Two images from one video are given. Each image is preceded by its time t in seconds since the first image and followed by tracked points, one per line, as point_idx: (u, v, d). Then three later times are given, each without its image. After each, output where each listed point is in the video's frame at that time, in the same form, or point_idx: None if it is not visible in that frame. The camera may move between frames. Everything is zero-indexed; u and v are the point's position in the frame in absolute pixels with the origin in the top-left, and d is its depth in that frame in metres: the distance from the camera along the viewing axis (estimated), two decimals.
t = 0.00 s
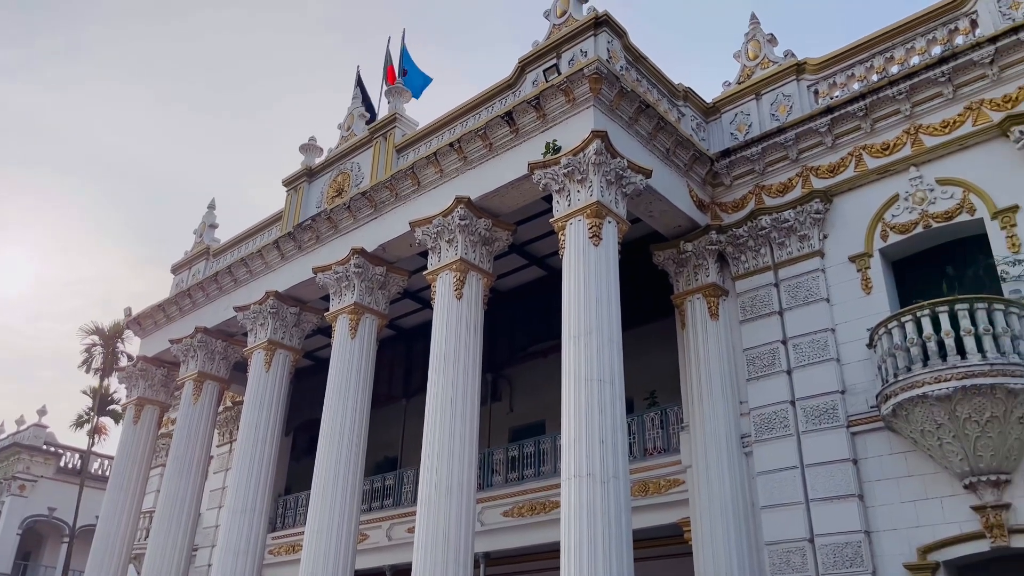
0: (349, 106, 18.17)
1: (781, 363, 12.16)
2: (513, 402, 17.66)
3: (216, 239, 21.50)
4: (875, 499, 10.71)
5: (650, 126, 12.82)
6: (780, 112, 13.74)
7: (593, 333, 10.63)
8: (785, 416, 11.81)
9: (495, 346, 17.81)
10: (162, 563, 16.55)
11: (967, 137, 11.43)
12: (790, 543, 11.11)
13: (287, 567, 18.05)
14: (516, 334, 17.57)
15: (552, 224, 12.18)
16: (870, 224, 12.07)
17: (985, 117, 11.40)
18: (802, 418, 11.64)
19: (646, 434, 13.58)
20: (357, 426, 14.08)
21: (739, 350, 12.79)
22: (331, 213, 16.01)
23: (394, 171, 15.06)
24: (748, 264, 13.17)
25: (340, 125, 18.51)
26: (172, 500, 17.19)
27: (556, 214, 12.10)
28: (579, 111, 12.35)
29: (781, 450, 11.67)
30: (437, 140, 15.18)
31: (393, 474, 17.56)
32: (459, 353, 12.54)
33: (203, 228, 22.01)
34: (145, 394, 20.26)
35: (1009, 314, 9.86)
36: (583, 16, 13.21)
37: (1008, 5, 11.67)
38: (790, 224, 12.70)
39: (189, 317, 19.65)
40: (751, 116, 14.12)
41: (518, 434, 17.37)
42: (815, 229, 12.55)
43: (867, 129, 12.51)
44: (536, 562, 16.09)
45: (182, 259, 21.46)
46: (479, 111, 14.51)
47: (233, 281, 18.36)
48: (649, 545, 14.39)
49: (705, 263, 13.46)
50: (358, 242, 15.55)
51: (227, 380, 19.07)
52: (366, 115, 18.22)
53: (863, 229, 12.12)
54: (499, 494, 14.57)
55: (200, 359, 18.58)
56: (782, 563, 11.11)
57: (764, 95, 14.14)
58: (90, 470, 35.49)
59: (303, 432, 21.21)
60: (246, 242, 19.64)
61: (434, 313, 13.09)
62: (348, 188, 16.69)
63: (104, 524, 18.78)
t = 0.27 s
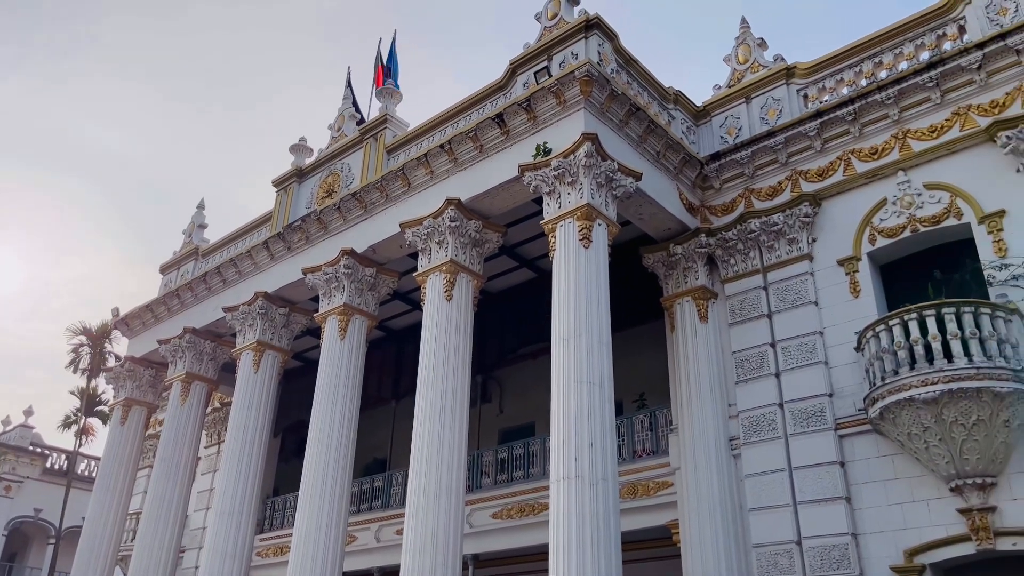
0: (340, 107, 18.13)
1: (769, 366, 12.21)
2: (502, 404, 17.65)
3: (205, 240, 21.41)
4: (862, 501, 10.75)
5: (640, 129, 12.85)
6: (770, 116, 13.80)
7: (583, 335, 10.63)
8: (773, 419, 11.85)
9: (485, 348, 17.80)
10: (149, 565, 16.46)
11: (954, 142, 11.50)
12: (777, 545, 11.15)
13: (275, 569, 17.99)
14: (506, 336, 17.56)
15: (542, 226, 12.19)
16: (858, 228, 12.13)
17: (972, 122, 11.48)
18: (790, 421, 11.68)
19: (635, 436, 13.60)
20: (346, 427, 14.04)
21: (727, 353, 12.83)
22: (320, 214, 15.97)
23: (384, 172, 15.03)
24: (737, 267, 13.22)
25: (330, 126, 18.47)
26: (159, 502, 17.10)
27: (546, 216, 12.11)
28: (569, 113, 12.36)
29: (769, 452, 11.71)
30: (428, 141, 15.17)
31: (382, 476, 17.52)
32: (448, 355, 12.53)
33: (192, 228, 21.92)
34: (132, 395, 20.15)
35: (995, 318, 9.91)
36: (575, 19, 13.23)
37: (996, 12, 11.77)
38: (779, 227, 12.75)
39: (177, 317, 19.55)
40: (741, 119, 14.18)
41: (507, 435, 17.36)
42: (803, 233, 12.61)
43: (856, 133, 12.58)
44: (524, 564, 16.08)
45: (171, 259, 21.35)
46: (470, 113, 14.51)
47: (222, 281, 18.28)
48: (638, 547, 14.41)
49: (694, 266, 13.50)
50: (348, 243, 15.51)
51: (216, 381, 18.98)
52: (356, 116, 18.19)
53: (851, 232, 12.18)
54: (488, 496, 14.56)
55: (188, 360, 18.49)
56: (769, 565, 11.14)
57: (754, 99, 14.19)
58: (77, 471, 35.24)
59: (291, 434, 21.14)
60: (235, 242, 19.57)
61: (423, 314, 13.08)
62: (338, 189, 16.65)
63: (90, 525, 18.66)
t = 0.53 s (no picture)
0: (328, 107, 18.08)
1: (755, 369, 12.25)
2: (490, 405, 17.64)
3: (191, 239, 21.29)
4: (847, 504, 10.80)
5: (629, 131, 12.87)
6: (757, 120, 13.86)
7: (571, 337, 10.64)
8: (760, 422, 11.89)
9: (472, 349, 17.78)
10: (132, 566, 16.35)
11: (940, 147, 11.59)
12: (763, 547, 11.18)
13: (260, 571, 17.90)
14: (494, 337, 17.55)
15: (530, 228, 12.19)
16: (845, 232, 12.20)
17: (958, 128, 11.57)
18: (776, 424, 11.73)
19: (622, 438, 13.61)
20: (332, 429, 13.98)
21: (715, 356, 12.87)
22: (308, 214, 15.91)
23: (373, 173, 14.99)
24: (724, 270, 13.26)
25: (319, 126, 18.41)
26: (143, 503, 16.98)
27: (535, 218, 12.11)
28: (558, 116, 12.37)
29: (755, 455, 11.75)
30: (416, 142, 15.15)
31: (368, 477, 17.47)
32: (436, 356, 12.50)
33: (179, 227, 21.79)
34: (117, 395, 20.00)
35: (979, 322, 9.99)
36: (564, 21, 13.25)
37: (981, 18, 11.87)
38: (766, 231, 12.80)
39: (163, 317, 19.42)
40: (729, 123, 14.23)
41: (494, 437, 17.35)
42: (790, 236, 12.67)
43: (843, 138, 12.65)
44: (510, 566, 16.07)
45: (157, 259, 21.22)
46: (458, 115, 14.49)
47: (209, 281, 18.18)
48: (624, 549, 14.42)
49: (682, 269, 13.54)
50: (336, 244, 15.46)
51: (201, 381, 18.87)
52: (345, 116, 18.14)
53: (837, 236, 12.25)
54: (475, 498, 14.54)
55: (174, 360, 18.38)
56: (755, 567, 11.17)
57: (742, 103, 14.25)
58: (60, 472, 34.95)
59: (277, 435, 21.05)
60: (222, 242, 19.47)
61: (411, 315, 13.05)
62: (326, 190, 16.60)
63: (73, 527, 18.51)
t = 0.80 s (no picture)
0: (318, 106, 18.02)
1: (743, 371, 12.29)
2: (479, 406, 17.63)
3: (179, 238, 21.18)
4: (833, 506, 10.85)
5: (619, 134, 12.89)
6: (747, 123, 13.91)
7: (559, 339, 10.64)
8: (747, 424, 11.92)
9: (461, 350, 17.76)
10: (118, 567, 16.25)
11: (927, 152, 11.66)
12: (749, 549, 11.21)
13: (247, 572, 17.82)
14: (483, 339, 17.53)
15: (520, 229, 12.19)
16: (832, 235, 12.26)
17: (945, 132, 11.65)
18: (764, 426, 11.77)
19: (610, 439, 13.63)
20: (320, 429, 13.93)
21: (703, 358, 12.90)
22: (297, 214, 15.85)
23: (362, 173, 14.95)
24: (713, 272, 13.30)
25: (308, 126, 18.36)
26: (129, 503, 16.87)
27: (525, 219, 12.12)
28: (548, 117, 12.38)
29: (742, 457, 11.79)
30: (407, 142, 15.12)
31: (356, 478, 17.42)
32: (424, 357, 12.48)
33: (167, 226, 21.68)
34: (103, 395, 19.87)
35: (965, 325, 10.05)
36: (555, 23, 13.26)
37: (969, 24, 11.95)
38: (754, 233, 12.85)
39: (150, 317, 19.30)
40: (718, 126, 14.28)
41: (483, 438, 17.34)
42: (779, 239, 12.72)
43: (831, 142, 12.71)
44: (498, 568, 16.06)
45: (145, 258, 21.10)
46: (449, 115, 14.48)
47: (197, 280, 18.08)
48: (612, 551, 14.44)
49: (671, 271, 13.57)
50: (325, 244, 15.41)
51: (189, 381, 18.77)
52: (335, 116, 18.09)
53: (825, 239, 12.31)
54: (463, 499, 14.52)
55: (161, 359, 18.27)
56: (742, 569, 11.21)
57: (731, 106, 14.29)
58: (46, 472, 34.67)
59: (265, 435, 20.96)
60: (210, 241, 19.37)
61: (400, 316, 13.03)
62: (316, 189, 16.55)
63: (58, 527, 18.38)
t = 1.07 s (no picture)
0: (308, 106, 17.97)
1: (731, 373, 12.33)
2: (467, 407, 17.62)
3: (167, 237, 21.06)
4: (820, 508, 10.91)
5: (609, 135, 12.91)
6: (736, 126, 13.97)
7: (548, 340, 10.65)
8: (735, 426, 11.96)
9: (450, 351, 17.74)
10: (103, 567, 16.15)
11: (915, 156, 11.73)
12: (736, 551, 11.25)
13: (233, 572, 17.74)
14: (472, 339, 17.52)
15: (509, 229, 12.19)
16: (820, 238, 12.31)
17: (932, 137, 11.73)
18: (751, 428, 11.81)
19: (598, 441, 13.64)
20: (308, 430, 13.89)
21: (691, 359, 12.94)
22: (286, 213, 15.79)
23: (352, 172, 14.91)
24: (702, 274, 13.35)
25: (298, 125, 18.30)
26: (114, 503, 16.77)
27: (514, 220, 12.12)
28: (538, 118, 12.38)
29: (730, 459, 11.82)
30: (396, 142, 15.09)
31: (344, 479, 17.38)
32: (413, 357, 12.45)
33: (154, 225, 21.56)
34: (89, 394, 19.74)
35: (950, 328, 10.12)
36: (545, 24, 13.27)
37: (956, 29, 12.04)
38: (743, 236, 12.89)
39: (137, 315, 19.18)
40: (708, 128, 14.33)
41: (471, 439, 17.33)
42: (767, 242, 12.77)
43: (820, 145, 12.77)
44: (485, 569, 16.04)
45: (132, 256, 20.98)
46: (439, 116, 14.46)
47: (184, 279, 17.98)
48: (599, 551, 14.46)
49: (660, 273, 13.60)
50: (314, 243, 15.37)
51: (176, 380, 18.67)
52: (324, 115, 18.04)
53: (813, 243, 12.37)
54: (451, 500, 14.51)
55: (148, 359, 18.17)
56: (728, 570, 11.24)
57: (721, 109, 14.34)
58: (31, 471, 34.39)
59: (253, 435, 20.88)
60: (198, 240, 19.27)
61: (388, 316, 13.00)
62: (305, 189, 16.49)
63: (42, 527, 18.25)
